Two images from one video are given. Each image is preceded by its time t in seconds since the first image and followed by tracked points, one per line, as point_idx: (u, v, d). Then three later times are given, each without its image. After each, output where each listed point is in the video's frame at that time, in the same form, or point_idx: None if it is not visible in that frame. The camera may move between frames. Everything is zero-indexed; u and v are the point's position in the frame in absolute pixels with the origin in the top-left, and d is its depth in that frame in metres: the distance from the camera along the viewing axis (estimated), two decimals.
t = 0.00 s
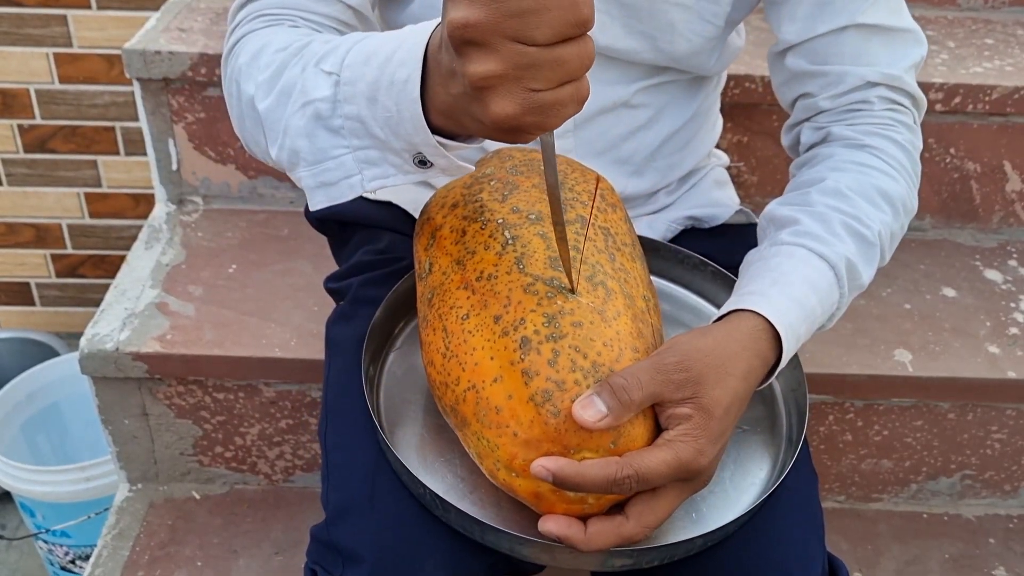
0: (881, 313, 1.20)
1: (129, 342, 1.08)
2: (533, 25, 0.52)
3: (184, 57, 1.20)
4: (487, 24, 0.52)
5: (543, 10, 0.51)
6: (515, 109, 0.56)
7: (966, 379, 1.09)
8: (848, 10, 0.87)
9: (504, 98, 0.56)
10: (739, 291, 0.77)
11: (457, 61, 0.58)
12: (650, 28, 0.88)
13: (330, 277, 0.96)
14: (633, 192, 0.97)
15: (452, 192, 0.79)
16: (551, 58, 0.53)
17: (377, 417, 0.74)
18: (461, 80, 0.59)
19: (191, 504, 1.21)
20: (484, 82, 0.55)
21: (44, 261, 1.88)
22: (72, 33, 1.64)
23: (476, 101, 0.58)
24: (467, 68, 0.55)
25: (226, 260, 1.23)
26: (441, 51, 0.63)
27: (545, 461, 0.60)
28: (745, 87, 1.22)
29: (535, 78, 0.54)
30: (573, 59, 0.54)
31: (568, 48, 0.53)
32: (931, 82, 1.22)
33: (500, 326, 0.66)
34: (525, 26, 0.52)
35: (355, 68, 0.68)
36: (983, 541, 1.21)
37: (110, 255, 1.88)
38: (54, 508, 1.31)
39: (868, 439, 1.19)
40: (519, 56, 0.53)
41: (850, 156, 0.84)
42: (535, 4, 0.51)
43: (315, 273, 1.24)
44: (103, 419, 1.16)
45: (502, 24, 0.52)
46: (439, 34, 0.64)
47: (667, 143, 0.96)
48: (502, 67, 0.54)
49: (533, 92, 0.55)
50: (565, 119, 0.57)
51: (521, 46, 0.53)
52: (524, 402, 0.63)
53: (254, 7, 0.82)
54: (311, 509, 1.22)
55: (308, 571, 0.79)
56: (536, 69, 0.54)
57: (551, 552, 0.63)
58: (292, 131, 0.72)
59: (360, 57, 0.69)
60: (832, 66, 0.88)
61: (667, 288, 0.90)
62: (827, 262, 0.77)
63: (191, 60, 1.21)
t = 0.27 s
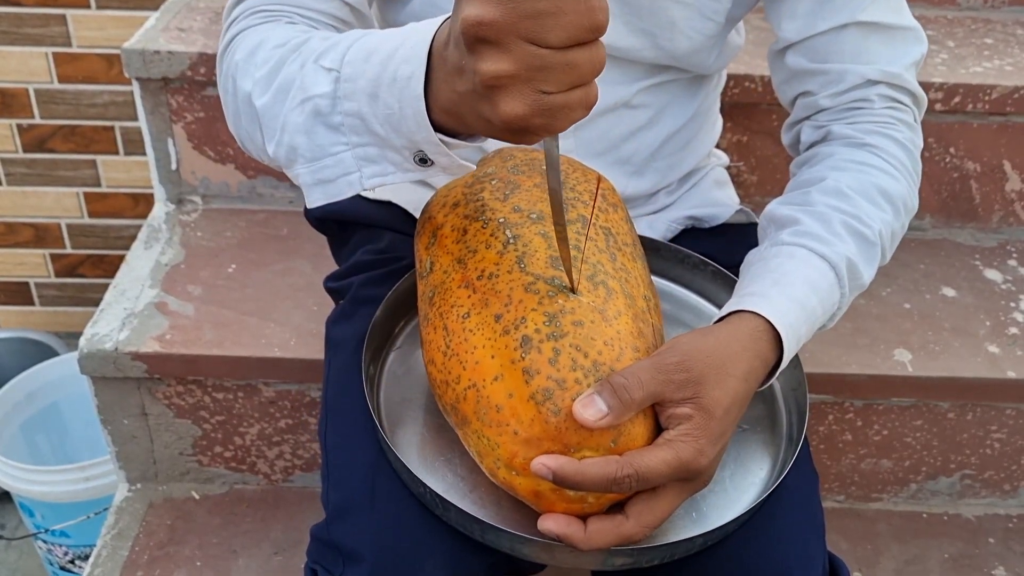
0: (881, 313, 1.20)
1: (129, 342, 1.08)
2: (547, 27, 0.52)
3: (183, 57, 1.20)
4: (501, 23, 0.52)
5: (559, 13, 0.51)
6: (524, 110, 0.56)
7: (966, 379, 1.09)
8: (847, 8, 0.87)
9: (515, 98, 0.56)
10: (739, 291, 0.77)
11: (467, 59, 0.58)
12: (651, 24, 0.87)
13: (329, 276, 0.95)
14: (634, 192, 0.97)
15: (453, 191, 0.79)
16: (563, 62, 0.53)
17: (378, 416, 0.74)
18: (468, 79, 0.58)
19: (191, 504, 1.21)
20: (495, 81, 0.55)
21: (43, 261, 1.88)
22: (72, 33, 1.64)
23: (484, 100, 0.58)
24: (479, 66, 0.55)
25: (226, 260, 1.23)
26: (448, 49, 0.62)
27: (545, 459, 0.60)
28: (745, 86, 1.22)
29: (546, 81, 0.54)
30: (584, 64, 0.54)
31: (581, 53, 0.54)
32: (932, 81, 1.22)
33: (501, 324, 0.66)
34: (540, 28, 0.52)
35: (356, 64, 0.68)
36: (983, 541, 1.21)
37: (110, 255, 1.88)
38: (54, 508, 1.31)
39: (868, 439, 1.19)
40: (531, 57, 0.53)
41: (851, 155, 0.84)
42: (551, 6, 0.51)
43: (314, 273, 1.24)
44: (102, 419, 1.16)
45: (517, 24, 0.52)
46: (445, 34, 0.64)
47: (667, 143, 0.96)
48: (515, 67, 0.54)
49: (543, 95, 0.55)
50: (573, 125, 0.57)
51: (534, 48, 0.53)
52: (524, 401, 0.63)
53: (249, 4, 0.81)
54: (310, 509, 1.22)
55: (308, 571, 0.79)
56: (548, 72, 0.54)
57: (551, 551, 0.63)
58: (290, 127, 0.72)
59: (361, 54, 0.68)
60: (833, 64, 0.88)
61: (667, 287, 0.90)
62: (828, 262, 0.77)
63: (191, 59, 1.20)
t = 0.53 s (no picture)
0: (882, 313, 1.20)
1: (129, 342, 1.08)
2: (574, 26, 0.52)
3: (183, 56, 1.20)
4: (529, 19, 0.52)
5: (586, 12, 0.51)
6: (546, 107, 0.56)
7: (966, 379, 1.09)
8: (846, 8, 0.86)
9: (536, 95, 0.56)
10: (737, 292, 0.77)
11: (486, 55, 0.57)
12: (650, 24, 0.87)
13: (330, 276, 0.96)
14: (634, 193, 0.97)
15: (451, 191, 0.79)
16: (586, 61, 0.54)
17: (376, 416, 0.74)
18: (485, 75, 0.58)
19: (191, 504, 1.21)
20: (517, 76, 0.55)
21: (43, 260, 1.87)
22: (72, 32, 1.64)
23: (503, 96, 0.58)
24: (502, 61, 0.55)
25: (226, 260, 1.23)
26: (462, 43, 0.62)
27: (540, 458, 0.60)
28: (745, 86, 1.22)
29: (569, 79, 0.54)
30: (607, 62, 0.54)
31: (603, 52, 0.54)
32: (932, 82, 1.22)
33: (497, 324, 0.66)
34: (567, 26, 0.52)
35: (365, 62, 0.68)
36: (983, 541, 1.21)
37: (110, 254, 1.88)
38: (54, 508, 1.31)
39: (868, 439, 1.19)
40: (556, 55, 0.53)
41: (849, 154, 0.84)
42: (579, 4, 0.51)
43: (315, 273, 1.23)
44: (103, 418, 1.16)
45: (544, 21, 0.52)
46: (461, 26, 0.64)
47: (668, 143, 0.96)
48: (539, 64, 0.54)
49: (565, 93, 0.55)
50: (591, 123, 0.57)
51: (559, 45, 0.53)
52: (519, 401, 0.63)
53: (254, 7, 0.81)
54: (310, 509, 1.22)
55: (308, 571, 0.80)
56: (571, 71, 0.54)
57: (548, 551, 0.63)
58: (298, 128, 0.71)
59: (369, 52, 0.68)
60: (831, 64, 0.88)
61: (667, 287, 0.90)
62: (825, 263, 0.77)
63: (191, 59, 1.20)
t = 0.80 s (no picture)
0: (882, 314, 1.19)
1: (129, 342, 1.08)
2: (583, 25, 0.52)
3: (184, 56, 1.20)
4: (538, 17, 0.52)
5: (595, 11, 0.52)
6: (553, 106, 0.56)
7: (967, 379, 1.09)
8: (845, 7, 0.86)
9: (544, 93, 0.56)
10: (737, 295, 0.77)
11: (496, 53, 0.58)
12: (650, 24, 0.87)
13: (330, 277, 0.96)
14: (635, 194, 0.97)
15: (452, 192, 0.79)
16: (594, 61, 0.54)
17: (377, 417, 0.74)
18: (494, 73, 0.59)
19: (191, 504, 1.21)
20: (525, 75, 0.55)
21: (43, 260, 1.87)
22: (72, 32, 1.64)
23: (512, 95, 0.58)
24: (511, 59, 0.55)
25: (226, 259, 1.23)
26: (472, 42, 0.62)
27: (541, 463, 0.60)
28: (746, 87, 1.22)
29: (576, 79, 0.55)
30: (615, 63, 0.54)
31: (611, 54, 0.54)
32: (933, 82, 1.22)
33: (498, 328, 0.66)
34: (576, 26, 0.52)
35: (375, 65, 0.68)
36: (984, 542, 1.21)
37: (111, 254, 1.88)
38: (54, 507, 1.31)
39: (869, 440, 1.19)
40: (564, 55, 0.53)
41: (849, 155, 0.84)
42: (588, 4, 0.51)
43: (315, 273, 1.23)
44: (103, 418, 1.16)
45: (553, 19, 0.52)
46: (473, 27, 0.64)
47: (669, 143, 0.96)
48: (547, 63, 0.54)
49: (573, 92, 0.55)
50: (598, 124, 0.57)
51: (567, 44, 0.53)
52: (520, 406, 0.63)
53: (259, 9, 0.81)
54: (311, 509, 1.22)
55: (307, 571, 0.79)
56: (579, 71, 0.54)
57: (548, 553, 0.63)
58: (308, 131, 0.71)
59: (380, 55, 0.68)
60: (831, 64, 0.88)
61: (667, 288, 0.90)
62: (825, 265, 0.77)
63: (192, 59, 1.20)
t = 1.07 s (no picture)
0: (884, 314, 1.19)
1: (132, 343, 1.08)
2: (595, 89, 0.52)
3: (186, 57, 1.20)
4: (551, 79, 0.52)
5: (609, 77, 0.51)
6: (561, 163, 0.56)
7: (969, 380, 1.09)
8: (845, 5, 0.86)
9: (552, 150, 0.56)
10: (737, 293, 0.77)
11: (505, 106, 0.57)
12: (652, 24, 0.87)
13: (332, 278, 0.96)
14: (636, 194, 0.97)
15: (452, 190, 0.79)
16: (604, 122, 0.54)
17: (377, 415, 0.74)
18: (503, 125, 0.58)
19: (193, 504, 1.21)
20: (535, 131, 0.55)
21: (45, 260, 1.88)
22: (74, 33, 1.64)
23: (519, 147, 0.58)
24: (522, 116, 0.55)
25: (228, 260, 1.23)
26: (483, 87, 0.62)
27: (540, 458, 0.60)
28: (748, 87, 1.22)
29: (584, 140, 0.55)
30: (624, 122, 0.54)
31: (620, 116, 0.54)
32: (935, 82, 1.22)
33: (497, 324, 0.66)
34: (587, 91, 0.52)
35: (388, 94, 0.67)
36: (986, 543, 1.21)
37: (113, 255, 1.88)
38: (56, 508, 1.31)
39: (871, 440, 1.19)
40: (575, 115, 0.53)
41: (849, 154, 0.84)
42: (602, 69, 0.51)
43: (317, 274, 1.23)
44: (105, 419, 1.16)
45: (566, 83, 0.52)
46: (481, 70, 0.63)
47: (670, 144, 0.96)
48: (557, 122, 0.54)
49: (581, 150, 0.55)
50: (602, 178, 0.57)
51: (579, 106, 0.53)
52: (519, 400, 0.63)
53: (266, 17, 0.81)
54: (313, 510, 1.22)
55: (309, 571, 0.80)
56: (588, 131, 0.54)
57: (550, 552, 0.63)
58: (316, 151, 0.71)
59: (392, 84, 0.68)
60: (830, 62, 0.88)
61: (668, 289, 0.90)
62: (825, 263, 0.77)
63: (194, 60, 1.21)
